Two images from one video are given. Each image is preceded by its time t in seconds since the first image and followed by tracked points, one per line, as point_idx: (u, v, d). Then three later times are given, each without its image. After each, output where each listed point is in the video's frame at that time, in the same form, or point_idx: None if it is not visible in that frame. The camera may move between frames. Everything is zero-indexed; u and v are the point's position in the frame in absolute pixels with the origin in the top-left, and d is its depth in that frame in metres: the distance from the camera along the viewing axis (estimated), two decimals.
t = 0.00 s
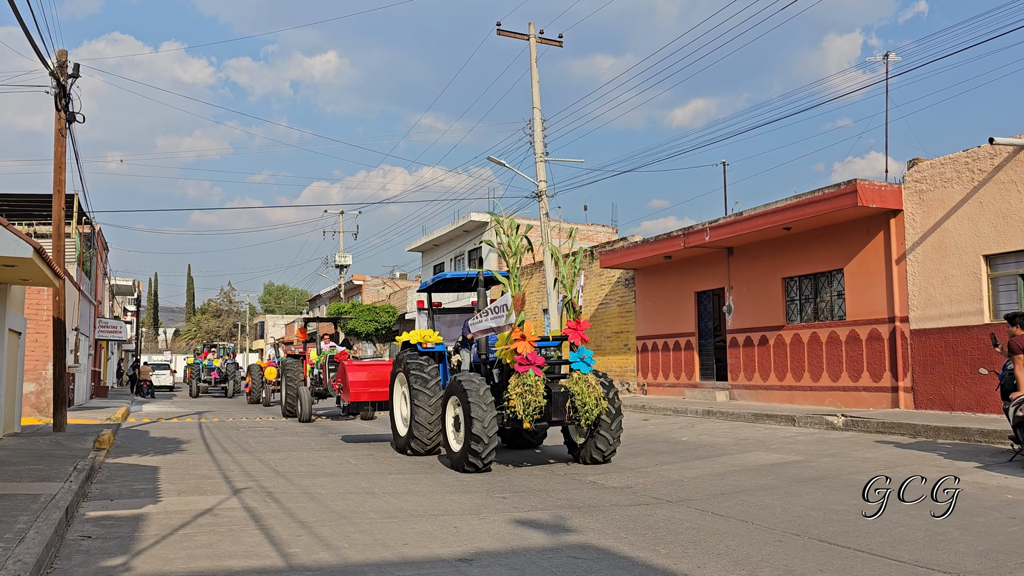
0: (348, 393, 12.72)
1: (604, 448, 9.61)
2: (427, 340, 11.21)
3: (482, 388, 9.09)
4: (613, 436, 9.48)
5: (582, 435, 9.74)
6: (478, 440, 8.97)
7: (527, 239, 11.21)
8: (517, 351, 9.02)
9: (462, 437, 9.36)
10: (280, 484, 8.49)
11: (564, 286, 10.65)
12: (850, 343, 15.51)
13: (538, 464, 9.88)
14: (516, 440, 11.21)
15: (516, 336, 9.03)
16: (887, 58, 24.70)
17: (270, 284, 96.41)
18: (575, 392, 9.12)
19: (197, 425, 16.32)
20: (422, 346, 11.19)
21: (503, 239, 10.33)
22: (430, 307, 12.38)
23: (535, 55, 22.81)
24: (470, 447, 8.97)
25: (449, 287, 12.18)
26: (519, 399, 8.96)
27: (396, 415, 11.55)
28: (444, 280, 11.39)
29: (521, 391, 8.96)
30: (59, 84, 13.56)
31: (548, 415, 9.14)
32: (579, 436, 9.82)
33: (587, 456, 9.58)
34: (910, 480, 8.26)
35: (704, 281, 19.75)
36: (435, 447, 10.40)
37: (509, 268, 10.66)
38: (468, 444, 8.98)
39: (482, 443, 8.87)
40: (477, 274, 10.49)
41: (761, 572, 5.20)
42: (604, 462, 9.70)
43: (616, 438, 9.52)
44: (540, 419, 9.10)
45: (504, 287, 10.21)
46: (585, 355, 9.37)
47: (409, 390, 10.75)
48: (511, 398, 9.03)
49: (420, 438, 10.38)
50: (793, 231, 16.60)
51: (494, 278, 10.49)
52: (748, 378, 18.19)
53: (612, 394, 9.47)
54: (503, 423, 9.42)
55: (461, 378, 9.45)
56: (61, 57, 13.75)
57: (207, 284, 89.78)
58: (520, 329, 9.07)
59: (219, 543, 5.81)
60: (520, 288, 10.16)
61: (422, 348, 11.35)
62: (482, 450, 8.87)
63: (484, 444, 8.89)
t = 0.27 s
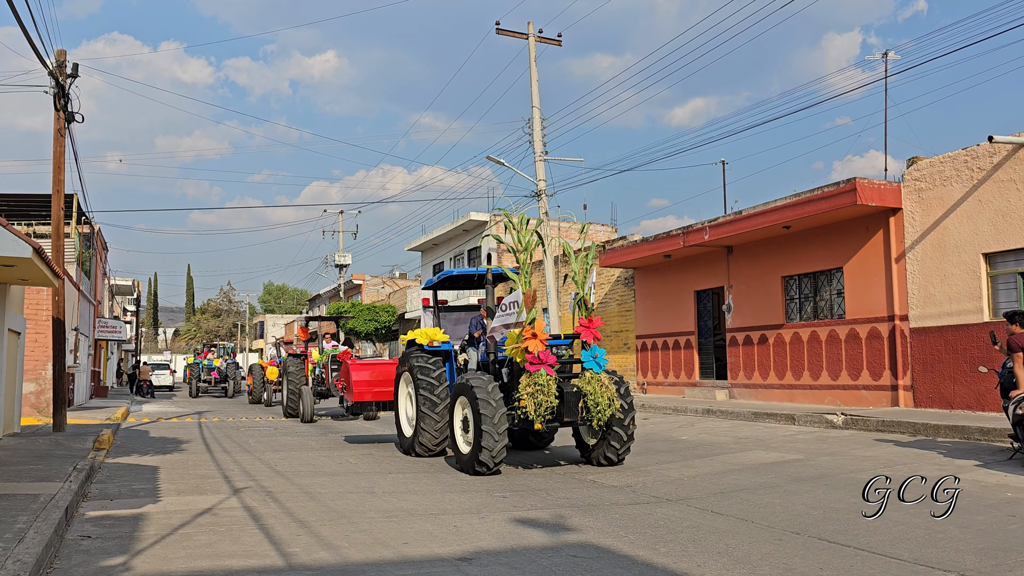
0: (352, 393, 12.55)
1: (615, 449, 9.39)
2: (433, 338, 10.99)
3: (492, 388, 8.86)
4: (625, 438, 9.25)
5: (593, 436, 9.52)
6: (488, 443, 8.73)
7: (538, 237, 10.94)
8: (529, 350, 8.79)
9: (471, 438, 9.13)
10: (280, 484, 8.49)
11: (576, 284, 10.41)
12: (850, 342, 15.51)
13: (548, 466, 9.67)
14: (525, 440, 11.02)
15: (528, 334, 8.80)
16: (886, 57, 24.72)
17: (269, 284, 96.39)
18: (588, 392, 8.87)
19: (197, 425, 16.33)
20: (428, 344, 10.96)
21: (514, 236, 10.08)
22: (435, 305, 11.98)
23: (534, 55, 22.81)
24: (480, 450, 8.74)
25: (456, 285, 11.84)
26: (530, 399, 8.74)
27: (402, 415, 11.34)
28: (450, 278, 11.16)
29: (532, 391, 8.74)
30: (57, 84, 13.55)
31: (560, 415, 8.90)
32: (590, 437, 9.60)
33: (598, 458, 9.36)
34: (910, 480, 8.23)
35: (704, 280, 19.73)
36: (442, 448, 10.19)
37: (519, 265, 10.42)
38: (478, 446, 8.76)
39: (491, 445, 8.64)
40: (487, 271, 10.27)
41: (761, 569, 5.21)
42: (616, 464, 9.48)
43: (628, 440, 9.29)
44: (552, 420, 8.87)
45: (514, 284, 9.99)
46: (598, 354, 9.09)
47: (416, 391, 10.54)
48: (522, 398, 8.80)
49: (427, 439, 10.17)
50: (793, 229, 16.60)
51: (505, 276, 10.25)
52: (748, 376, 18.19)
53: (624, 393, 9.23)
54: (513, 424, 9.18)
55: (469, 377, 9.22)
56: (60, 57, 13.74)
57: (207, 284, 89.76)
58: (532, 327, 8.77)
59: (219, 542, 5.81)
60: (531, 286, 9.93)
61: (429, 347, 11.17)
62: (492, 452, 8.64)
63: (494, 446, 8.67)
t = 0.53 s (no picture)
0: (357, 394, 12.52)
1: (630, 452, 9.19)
2: (441, 338, 10.70)
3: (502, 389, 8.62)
4: (640, 440, 8.99)
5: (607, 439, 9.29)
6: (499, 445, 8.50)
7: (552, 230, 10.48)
8: (542, 350, 8.61)
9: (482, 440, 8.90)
10: (281, 484, 8.50)
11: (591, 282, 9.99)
12: (850, 341, 15.51)
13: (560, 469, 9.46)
14: (535, 442, 10.82)
15: (540, 333, 8.63)
16: (886, 56, 24.74)
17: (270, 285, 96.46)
18: (602, 393, 8.64)
19: (198, 426, 16.35)
20: (436, 345, 10.67)
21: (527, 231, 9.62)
22: (443, 303, 11.67)
23: (534, 55, 22.82)
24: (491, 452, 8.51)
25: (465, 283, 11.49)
26: (543, 401, 8.49)
27: (409, 416, 11.11)
28: (459, 274, 10.82)
29: (546, 392, 8.51)
30: (58, 85, 13.56)
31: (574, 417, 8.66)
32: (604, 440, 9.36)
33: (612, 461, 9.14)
34: (910, 480, 8.20)
35: (704, 280, 19.72)
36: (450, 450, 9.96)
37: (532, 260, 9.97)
38: (489, 448, 8.53)
39: (503, 447, 8.42)
40: (498, 267, 9.86)
41: (761, 568, 5.22)
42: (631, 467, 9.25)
43: (644, 443, 9.03)
44: (566, 422, 8.62)
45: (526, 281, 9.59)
46: (612, 354, 8.90)
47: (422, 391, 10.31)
48: (535, 399, 8.57)
49: (434, 441, 9.94)
50: (793, 229, 16.60)
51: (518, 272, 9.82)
52: (749, 375, 18.20)
53: (640, 395, 8.98)
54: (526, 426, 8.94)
55: (479, 378, 8.99)
56: (60, 58, 13.75)
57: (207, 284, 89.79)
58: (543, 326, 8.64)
59: (220, 543, 5.82)
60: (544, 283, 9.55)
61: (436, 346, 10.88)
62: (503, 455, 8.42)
63: (505, 448, 8.44)
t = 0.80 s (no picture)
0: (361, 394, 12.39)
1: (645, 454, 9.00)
2: (448, 337, 10.54)
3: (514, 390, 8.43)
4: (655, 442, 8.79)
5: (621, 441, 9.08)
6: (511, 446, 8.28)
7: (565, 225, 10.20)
8: (556, 350, 8.40)
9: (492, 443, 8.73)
10: (282, 484, 8.50)
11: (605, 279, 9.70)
12: (851, 340, 15.51)
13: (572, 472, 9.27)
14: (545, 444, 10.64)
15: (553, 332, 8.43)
16: (885, 55, 24.77)
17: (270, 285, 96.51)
18: (617, 393, 8.41)
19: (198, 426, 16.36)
20: (443, 344, 10.51)
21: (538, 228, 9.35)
22: (450, 302, 11.51)
23: (534, 55, 22.83)
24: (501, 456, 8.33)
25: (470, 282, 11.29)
26: (557, 402, 8.27)
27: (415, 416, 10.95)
28: (465, 271, 10.65)
29: (560, 392, 8.30)
30: (58, 86, 13.57)
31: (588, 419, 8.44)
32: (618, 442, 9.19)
33: (626, 463, 8.95)
34: (910, 480, 8.17)
35: (704, 279, 19.71)
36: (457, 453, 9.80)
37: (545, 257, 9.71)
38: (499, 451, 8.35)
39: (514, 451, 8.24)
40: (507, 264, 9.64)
41: (762, 568, 5.22)
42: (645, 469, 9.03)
43: (658, 445, 8.82)
44: (580, 424, 8.39)
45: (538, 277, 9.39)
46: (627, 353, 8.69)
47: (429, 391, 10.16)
48: (548, 400, 8.35)
49: (441, 444, 9.78)
50: (793, 228, 16.62)
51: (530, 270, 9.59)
52: (749, 375, 18.20)
53: (655, 397, 8.76)
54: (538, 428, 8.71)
55: (490, 378, 8.78)
56: (60, 59, 13.76)
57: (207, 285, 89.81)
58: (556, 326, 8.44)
59: (221, 543, 5.82)
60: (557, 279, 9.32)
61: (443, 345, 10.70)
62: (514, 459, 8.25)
63: (516, 452, 8.25)
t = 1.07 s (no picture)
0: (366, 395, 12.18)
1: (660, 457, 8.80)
2: (455, 336, 10.23)
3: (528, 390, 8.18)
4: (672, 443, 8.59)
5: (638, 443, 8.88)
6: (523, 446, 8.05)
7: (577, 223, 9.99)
8: (570, 348, 8.13)
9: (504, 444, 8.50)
10: (282, 484, 8.50)
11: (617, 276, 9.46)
12: (851, 339, 15.50)
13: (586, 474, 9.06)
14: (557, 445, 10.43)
15: (568, 331, 8.14)
16: (885, 54, 24.77)
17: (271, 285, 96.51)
18: (633, 394, 8.21)
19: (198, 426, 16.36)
20: (451, 342, 10.21)
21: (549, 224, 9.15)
22: (457, 299, 11.40)
23: (534, 54, 22.83)
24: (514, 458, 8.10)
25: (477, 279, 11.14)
26: (572, 403, 8.02)
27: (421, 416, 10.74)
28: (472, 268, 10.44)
29: (575, 393, 8.06)
30: (57, 86, 13.56)
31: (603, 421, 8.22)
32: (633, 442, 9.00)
33: (642, 466, 8.73)
34: (910, 480, 8.12)
35: (704, 278, 19.71)
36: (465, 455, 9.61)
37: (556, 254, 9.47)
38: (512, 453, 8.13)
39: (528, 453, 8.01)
40: (517, 262, 9.40)
41: (762, 567, 5.21)
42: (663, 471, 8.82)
43: (675, 446, 8.60)
44: (595, 426, 8.17)
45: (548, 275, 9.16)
46: (643, 352, 8.44)
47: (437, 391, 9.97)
48: (562, 400, 8.11)
49: (450, 445, 9.58)
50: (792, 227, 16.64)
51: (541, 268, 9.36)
52: (750, 374, 18.19)
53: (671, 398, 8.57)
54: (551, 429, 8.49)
55: (502, 377, 8.56)
56: (60, 59, 13.75)
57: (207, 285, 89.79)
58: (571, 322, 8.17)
59: (221, 543, 5.82)
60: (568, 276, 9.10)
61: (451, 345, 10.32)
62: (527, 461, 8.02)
63: (530, 454, 8.02)
